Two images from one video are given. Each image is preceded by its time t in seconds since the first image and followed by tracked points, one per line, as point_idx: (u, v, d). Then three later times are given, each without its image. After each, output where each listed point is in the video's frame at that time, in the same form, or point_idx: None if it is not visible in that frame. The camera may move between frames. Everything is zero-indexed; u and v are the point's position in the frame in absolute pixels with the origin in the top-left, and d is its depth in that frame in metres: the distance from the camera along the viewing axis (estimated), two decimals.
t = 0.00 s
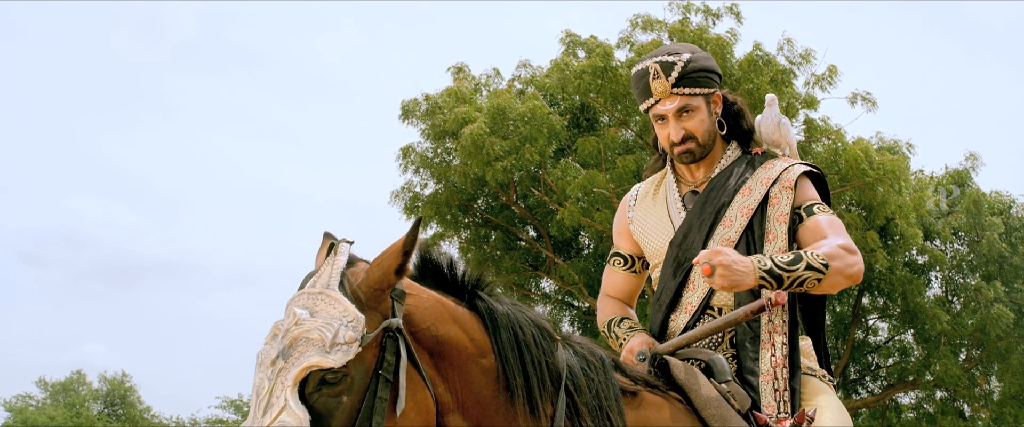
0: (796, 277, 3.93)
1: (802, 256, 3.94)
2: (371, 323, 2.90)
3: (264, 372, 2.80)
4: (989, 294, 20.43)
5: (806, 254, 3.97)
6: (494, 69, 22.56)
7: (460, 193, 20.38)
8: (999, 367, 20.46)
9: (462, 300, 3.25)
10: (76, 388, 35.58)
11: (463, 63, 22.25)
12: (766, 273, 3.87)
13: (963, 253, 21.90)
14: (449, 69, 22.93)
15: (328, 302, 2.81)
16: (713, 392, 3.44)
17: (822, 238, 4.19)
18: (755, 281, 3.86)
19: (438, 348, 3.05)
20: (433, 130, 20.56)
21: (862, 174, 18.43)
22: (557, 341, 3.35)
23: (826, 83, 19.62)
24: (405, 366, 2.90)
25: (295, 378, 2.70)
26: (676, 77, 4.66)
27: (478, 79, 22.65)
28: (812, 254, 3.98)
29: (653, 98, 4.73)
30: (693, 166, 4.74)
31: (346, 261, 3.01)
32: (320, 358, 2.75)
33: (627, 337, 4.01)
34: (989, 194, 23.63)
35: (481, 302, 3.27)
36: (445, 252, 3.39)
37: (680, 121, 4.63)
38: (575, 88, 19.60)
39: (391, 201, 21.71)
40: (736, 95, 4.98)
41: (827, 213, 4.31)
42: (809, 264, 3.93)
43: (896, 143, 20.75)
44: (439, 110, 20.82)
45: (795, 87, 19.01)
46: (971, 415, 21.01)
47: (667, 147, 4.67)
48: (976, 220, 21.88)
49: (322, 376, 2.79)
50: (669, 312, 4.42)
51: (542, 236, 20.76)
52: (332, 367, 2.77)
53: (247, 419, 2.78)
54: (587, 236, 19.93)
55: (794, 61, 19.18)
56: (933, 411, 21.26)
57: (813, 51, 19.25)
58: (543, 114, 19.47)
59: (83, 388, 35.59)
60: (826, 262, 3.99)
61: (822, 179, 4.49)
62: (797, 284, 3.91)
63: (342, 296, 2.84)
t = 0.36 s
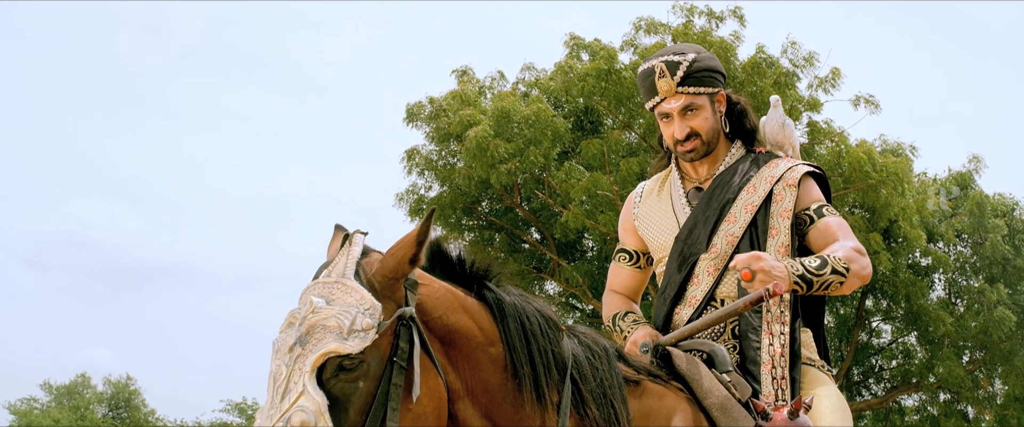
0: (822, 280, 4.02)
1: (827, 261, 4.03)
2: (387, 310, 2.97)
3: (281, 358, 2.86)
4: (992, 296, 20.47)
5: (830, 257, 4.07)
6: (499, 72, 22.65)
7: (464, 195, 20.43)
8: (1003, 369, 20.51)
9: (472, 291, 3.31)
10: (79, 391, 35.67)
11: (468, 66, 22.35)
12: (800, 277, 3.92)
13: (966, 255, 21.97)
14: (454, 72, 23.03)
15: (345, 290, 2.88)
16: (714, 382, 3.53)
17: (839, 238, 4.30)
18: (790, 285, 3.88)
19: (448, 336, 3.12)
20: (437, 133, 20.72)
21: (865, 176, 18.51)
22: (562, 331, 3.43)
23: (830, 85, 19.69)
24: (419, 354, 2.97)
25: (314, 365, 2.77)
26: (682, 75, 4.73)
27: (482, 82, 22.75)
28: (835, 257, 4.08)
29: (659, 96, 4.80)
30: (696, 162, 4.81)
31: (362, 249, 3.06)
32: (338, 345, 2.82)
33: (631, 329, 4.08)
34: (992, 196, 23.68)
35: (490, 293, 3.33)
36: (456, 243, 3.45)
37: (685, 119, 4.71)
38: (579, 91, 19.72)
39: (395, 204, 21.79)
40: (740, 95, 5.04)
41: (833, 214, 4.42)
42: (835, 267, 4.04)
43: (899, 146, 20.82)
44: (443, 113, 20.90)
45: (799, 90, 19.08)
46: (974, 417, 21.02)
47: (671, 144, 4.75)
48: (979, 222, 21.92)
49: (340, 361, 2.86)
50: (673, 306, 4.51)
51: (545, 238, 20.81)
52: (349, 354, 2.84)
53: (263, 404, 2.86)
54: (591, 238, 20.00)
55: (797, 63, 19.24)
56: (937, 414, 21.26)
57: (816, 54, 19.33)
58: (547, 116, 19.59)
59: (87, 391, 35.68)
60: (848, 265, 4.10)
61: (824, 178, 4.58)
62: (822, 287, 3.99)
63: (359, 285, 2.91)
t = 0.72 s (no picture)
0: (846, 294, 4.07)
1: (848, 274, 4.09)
2: (398, 299, 3.05)
3: (297, 345, 2.95)
4: (994, 298, 20.54)
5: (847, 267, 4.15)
6: (502, 76, 22.75)
7: (467, 198, 20.48)
8: (1004, 371, 20.57)
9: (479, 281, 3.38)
10: (83, 395, 35.81)
11: (471, 70, 22.44)
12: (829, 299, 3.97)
13: (968, 258, 22.03)
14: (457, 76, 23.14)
15: (359, 278, 2.97)
16: (715, 372, 3.60)
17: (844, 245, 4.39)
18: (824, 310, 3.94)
19: (458, 324, 3.19)
20: (440, 136, 20.80)
21: (867, 178, 18.56)
22: (567, 321, 3.50)
23: (832, 88, 19.76)
24: (430, 341, 3.05)
25: (329, 351, 2.87)
26: (683, 73, 4.80)
27: (485, 85, 22.84)
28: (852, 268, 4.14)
29: (660, 93, 4.87)
30: (696, 159, 4.87)
31: (374, 241, 3.14)
32: (352, 331, 2.91)
33: (634, 324, 4.16)
34: (994, 199, 23.74)
35: (498, 283, 3.40)
36: (465, 234, 3.53)
37: (686, 116, 4.78)
38: (582, 94, 19.86)
39: (398, 207, 21.85)
40: (739, 94, 5.11)
41: (837, 215, 4.50)
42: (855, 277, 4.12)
43: (901, 149, 20.88)
44: (446, 116, 20.97)
45: (801, 93, 19.14)
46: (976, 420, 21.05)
47: (672, 141, 4.81)
48: (980, 225, 21.97)
49: (354, 349, 2.95)
50: (675, 302, 4.60)
51: (548, 241, 20.87)
52: (364, 340, 2.93)
53: (279, 389, 2.94)
54: (593, 241, 20.05)
55: (799, 66, 19.32)
56: (939, 416, 21.27)
57: (818, 57, 19.41)
58: (550, 119, 19.70)
59: (90, 395, 35.83)
60: (863, 274, 4.19)
61: (823, 177, 4.66)
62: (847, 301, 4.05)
63: (373, 273, 3.00)
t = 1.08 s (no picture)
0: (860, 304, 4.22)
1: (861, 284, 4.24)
2: (406, 292, 3.13)
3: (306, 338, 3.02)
4: (996, 302, 20.58)
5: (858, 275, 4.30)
6: (505, 81, 22.83)
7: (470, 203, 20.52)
8: (1007, 376, 20.60)
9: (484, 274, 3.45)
10: (86, 401, 35.84)
11: (474, 75, 22.53)
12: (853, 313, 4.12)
13: (971, 262, 22.06)
14: (460, 81, 23.23)
15: (367, 271, 3.04)
16: (715, 364, 3.67)
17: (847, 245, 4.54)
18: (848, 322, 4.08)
19: (463, 317, 3.26)
20: (444, 142, 20.90)
21: (869, 183, 18.60)
22: (570, 314, 3.57)
23: (834, 93, 19.83)
24: (437, 333, 3.12)
25: (339, 343, 2.93)
26: (687, 71, 4.87)
27: (488, 91, 22.93)
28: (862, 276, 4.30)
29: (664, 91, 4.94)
30: (699, 157, 4.95)
31: (382, 236, 3.21)
32: (361, 323, 2.98)
33: (637, 320, 4.23)
34: (996, 204, 23.77)
35: (502, 277, 3.47)
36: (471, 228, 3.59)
37: (689, 114, 4.85)
38: (585, 100, 19.98)
39: (402, 212, 21.92)
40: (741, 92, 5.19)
41: (840, 217, 4.62)
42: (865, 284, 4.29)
43: (903, 154, 20.94)
44: (449, 121, 21.03)
45: (803, 98, 19.21)
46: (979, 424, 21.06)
47: (675, 138, 4.89)
48: (982, 230, 22.03)
49: (362, 340, 3.01)
50: (678, 298, 4.66)
51: (551, 246, 20.92)
52: (372, 331, 3.00)
53: (289, 380, 3.00)
54: (596, 246, 20.10)
55: (801, 71, 19.40)
56: (942, 420, 21.29)
57: (820, 62, 19.47)
58: (553, 125, 19.80)
59: (94, 401, 35.87)
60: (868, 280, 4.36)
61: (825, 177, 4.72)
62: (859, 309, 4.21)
63: (381, 267, 3.08)
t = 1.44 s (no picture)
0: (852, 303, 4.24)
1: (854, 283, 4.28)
2: (411, 282, 3.19)
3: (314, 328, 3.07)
4: (998, 306, 20.61)
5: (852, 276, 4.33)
6: (508, 86, 22.92)
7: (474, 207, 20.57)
8: (1010, 379, 20.66)
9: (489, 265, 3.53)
10: (90, 406, 35.93)
11: (477, 80, 22.61)
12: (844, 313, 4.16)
13: (973, 266, 22.11)
14: (464, 86, 23.33)
15: (373, 263, 3.10)
16: (715, 356, 3.74)
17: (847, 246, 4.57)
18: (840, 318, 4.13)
19: (467, 308, 3.32)
20: (447, 146, 21.01)
21: (871, 187, 18.63)
22: (572, 306, 3.64)
23: (836, 97, 19.89)
24: (441, 322, 3.19)
25: (346, 333, 2.98)
26: (694, 68, 4.92)
27: (491, 95, 23.02)
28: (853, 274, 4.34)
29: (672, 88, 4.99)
30: (704, 152, 5.02)
31: (387, 229, 3.27)
32: (367, 314, 3.04)
33: (640, 313, 4.29)
34: (998, 207, 23.82)
35: (506, 269, 3.54)
36: (476, 220, 3.66)
37: (697, 110, 4.91)
38: (587, 104, 20.12)
39: (406, 216, 21.99)
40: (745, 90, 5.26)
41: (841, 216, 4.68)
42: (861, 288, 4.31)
43: (905, 158, 20.98)
44: (452, 126, 21.10)
45: (805, 102, 19.27)
46: None
47: (682, 134, 4.95)
48: (985, 233, 22.07)
49: (369, 330, 3.07)
50: (682, 293, 4.74)
51: (554, 249, 20.98)
52: (378, 321, 3.06)
53: (297, 370, 3.05)
54: (599, 250, 20.16)
55: (803, 75, 19.46)
56: (944, 424, 21.31)
57: (822, 66, 19.53)
58: (556, 129, 19.77)
59: (98, 406, 35.98)
60: (864, 281, 4.39)
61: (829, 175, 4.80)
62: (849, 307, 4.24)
63: (386, 259, 3.14)
